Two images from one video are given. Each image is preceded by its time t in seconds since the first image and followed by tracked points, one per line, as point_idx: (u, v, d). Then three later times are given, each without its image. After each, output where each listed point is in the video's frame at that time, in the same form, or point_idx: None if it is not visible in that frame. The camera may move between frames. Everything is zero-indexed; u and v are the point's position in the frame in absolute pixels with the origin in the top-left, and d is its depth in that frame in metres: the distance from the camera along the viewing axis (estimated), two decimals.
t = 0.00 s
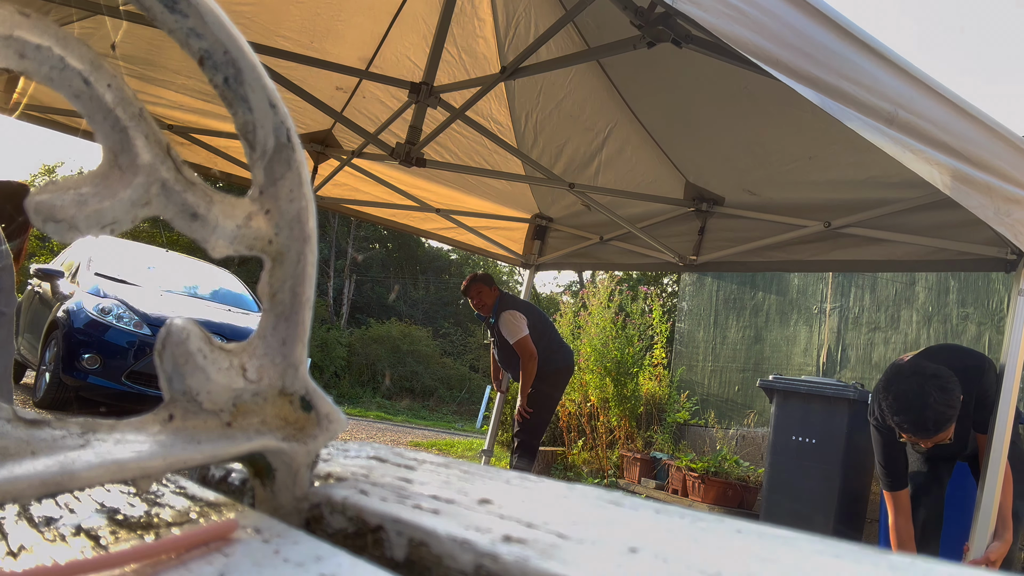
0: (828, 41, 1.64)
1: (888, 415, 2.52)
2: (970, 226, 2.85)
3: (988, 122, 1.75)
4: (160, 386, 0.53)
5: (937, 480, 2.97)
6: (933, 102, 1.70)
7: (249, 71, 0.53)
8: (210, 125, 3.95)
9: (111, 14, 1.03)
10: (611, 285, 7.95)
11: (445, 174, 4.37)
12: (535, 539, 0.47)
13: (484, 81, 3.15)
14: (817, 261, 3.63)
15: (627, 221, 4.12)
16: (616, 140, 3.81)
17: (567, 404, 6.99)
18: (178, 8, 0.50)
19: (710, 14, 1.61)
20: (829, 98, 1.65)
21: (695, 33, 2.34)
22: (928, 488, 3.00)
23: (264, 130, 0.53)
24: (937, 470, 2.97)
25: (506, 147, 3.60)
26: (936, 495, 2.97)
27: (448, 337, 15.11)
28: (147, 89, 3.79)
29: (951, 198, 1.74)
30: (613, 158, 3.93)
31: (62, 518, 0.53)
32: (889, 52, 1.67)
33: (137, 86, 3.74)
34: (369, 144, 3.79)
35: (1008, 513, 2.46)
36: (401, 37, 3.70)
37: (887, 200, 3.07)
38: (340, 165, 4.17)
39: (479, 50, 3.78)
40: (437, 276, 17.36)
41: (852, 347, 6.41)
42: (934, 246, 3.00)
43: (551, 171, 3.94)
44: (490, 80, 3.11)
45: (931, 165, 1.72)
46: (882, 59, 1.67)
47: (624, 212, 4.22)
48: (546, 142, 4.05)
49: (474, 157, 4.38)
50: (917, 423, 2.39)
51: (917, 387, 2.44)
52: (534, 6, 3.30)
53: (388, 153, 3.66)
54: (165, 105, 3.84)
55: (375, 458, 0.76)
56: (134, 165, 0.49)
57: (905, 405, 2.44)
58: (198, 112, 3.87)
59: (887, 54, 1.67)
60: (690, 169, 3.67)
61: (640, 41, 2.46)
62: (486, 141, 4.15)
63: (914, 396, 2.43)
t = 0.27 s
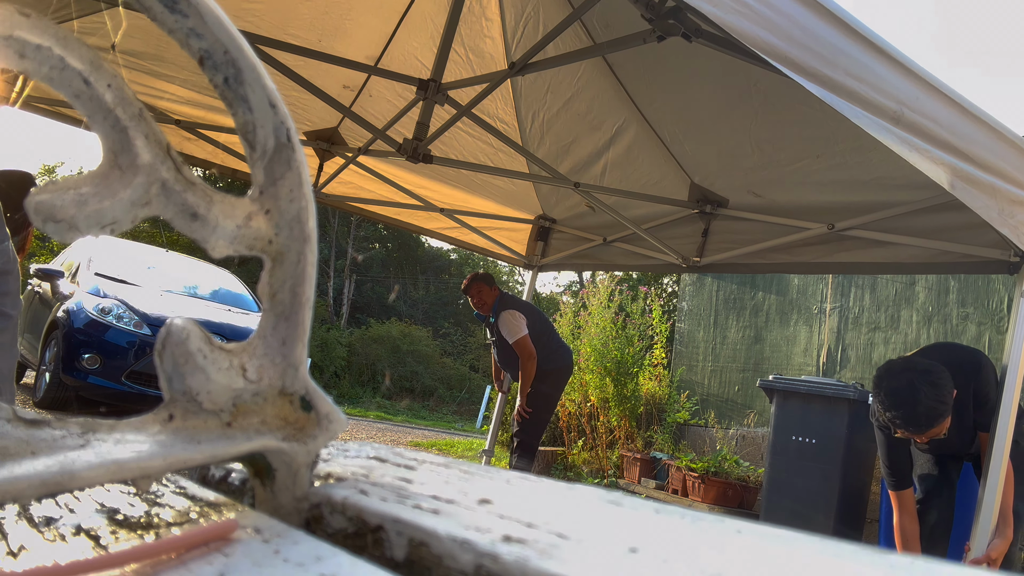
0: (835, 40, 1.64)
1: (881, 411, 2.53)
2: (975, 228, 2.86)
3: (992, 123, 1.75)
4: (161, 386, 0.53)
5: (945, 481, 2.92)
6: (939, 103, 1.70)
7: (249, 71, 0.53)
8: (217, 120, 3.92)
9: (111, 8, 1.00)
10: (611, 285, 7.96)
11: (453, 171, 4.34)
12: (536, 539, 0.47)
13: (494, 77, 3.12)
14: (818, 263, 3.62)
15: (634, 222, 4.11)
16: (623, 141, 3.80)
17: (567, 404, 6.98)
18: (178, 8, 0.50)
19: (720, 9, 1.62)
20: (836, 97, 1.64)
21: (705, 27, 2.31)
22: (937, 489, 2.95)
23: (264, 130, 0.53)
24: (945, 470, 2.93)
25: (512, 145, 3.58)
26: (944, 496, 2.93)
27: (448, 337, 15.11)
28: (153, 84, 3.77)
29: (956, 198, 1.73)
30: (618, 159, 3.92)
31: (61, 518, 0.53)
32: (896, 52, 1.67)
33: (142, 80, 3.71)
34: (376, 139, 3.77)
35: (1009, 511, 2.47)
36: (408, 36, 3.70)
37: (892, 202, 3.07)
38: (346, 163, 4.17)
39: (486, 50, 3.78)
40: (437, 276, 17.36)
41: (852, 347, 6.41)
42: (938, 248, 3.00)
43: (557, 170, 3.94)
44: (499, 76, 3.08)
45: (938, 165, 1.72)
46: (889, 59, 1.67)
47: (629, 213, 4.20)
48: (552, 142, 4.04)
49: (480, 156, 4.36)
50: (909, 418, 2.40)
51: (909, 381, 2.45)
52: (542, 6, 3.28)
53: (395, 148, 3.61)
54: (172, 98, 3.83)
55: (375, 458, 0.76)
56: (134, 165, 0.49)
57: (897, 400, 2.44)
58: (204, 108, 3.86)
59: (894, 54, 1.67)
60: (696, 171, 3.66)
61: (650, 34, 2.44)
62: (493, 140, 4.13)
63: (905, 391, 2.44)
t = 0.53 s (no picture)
0: (842, 37, 1.64)
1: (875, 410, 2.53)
2: (979, 231, 2.87)
3: (995, 124, 1.75)
4: (160, 386, 0.53)
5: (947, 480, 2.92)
6: (944, 102, 1.71)
7: (249, 70, 0.53)
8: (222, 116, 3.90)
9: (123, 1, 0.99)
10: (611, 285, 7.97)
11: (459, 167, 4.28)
12: (535, 539, 0.47)
13: (502, 73, 3.09)
14: (823, 264, 3.62)
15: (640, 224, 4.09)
16: (629, 141, 3.78)
17: (567, 404, 6.97)
18: (178, 9, 0.50)
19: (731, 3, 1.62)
20: (842, 93, 1.64)
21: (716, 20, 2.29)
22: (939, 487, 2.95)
23: (264, 130, 0.53)
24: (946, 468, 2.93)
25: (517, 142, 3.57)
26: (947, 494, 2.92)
27: (447, 337, 15.10)
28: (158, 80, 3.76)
29: (960, 198, 1.73)
30: (623, 159, 3.90)
31: (61, 518, 0.53)
32: (902, 50, 1.67)
33: (152, 72, 3.69)
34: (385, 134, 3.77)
35: (1010, 510, 2.46)
36: (418, 34, 3.69)
37: (895, 205, 3.07)
38: (353, 161, 4.17)
39: (495, 49, 3.77)
40: (437, 276, 17.36)
41: (852, 347, 6.42)
42: (943, 251, 3.00)
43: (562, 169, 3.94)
44: (507, 71, 3.06)
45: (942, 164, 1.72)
46: (895, 57, 1.67)
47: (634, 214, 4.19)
48: (557, 142, 4.01)
49: (486, 155, 4.34)
50: (901, 417, 2.41)
51: (903, 381, 2.44)
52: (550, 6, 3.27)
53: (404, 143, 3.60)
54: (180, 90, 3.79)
55: (375, 458, 0.76)
56: (134, 165, 0.49)
57: (891, 399, 2.44)
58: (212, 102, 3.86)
59: (900, 52, 1.67)
60: (702, 174, 3.65)
61: (662, 28, 2.42)
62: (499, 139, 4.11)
63: (899, 390, 2.44)
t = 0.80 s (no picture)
0: (852, 36, 1.64)
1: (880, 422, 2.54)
2: (983, 234, 2.87)
3: (1000, 126, 1.76)
4: (160, 386, 0.53)
5: (949, 480, 2.91)
6: (950, 104, 1.71)
7: (249, 70, 0.53)
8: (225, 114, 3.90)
9: None
10: (611, 285, 7.97)
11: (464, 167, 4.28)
12: (536, 539, 0.47)
13: (511, 71, 3.08)
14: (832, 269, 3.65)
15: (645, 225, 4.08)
16: (634, 142, 3.78)
17: (568, 403, 6.97)
18: (178, 8, 0.50)
19: None
20: (852, 93, 1.64)
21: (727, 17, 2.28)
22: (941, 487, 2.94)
23: (264, 130, 0.53)
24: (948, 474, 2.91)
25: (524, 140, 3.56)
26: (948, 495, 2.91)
27: (448, 337, 15.12)
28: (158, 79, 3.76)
29: (966, 200, 1.73)
30: (629, 160, 3.90)
31: (61, 518, 0.53)
32: (910, 51, 1.67)
33: (161, 67, 3.70)
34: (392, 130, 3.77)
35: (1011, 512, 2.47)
36: (427, 32, 3.68)
37: (898, 207, 3.08)
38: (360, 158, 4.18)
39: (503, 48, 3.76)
40: (437, 276, 17.37)
41: (852, 347, 6.42)
42: (949, 254, 3.00)
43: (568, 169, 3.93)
44: (516, 69, 3.04)
45: (949, 166, 1.72)
46: (903, 58, 1.67)
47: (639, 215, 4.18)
48: (563, 143, 4.01)
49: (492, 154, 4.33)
50: (907, 430, 2.42)
51: (905, 395, 2.46)
52: (559, 6, 3.27)
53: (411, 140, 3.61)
54: (188, 86, 3.79)
55: (376, 458, 0.76)
56: (134, 165, 0.49)
57: (895, 413, 2.46)
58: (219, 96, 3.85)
59: (909, 53, 1.67)
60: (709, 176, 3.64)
61: (673, 23, 2.42)
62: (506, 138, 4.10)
63: (903, 405, 2.45)
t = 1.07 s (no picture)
0: (855, 36, 1.65)
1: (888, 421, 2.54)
2: (984, 234, 2.87)
3: (1001, 127, 1.76)
4: (160, 386, 0.53)
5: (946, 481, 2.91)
6: (953, 104, 1.71)
7: (249, 70, 0.53)
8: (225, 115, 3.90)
9: None
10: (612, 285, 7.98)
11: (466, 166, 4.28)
12: (536, 539, 0.47)
13: (512, 70, 3.08)
14: (831, 267, 3.64)
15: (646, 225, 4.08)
16: (636, 142, 3.79)
17: (567, 403, 6.97)
18: (178, 8, 0.50)
19: None
20: (855, 93, 1.64)
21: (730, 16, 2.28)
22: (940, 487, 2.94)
23: (264, 130, 0.53)
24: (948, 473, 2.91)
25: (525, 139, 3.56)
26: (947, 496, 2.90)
27: (448, 337, 15.12)
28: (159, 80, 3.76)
29: (971, 200, 1.72)
30: (631, 159, 3.90)
31: (62, 518, 0.53)
32: (913, 51, 1.68)
33: (163, 66, 3.70)
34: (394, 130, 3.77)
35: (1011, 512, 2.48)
36: (428, 32, 3.69)
37: (899, 208, 3.08)
38: (360, 157, 4.19)
39: (504, 46, 3.76)
40: (437, 276, 17.37)
41: (852, 347, 6.42)
42: (950, 254, 3.00)
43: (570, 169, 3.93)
44: (518, 69, 3.04)
45: (952, 166, 1.71)
46: (907, 58, 1.67)
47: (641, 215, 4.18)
48: (565, 142, 4.02)
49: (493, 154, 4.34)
50: (918, 432, 2.43)
51: (917, 394, 2.45)
52: (560, 5, 3.27)
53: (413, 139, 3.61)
54: (189, 84, 3.79)
55: (376, 458, 0.76)
56: (134, 165, 0.49)
57: (906, 413, 2.45)
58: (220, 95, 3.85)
59: (912, 53, 1.67)
60: (709, 177, 3.64)
61: (675, 22, 2.41)
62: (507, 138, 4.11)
63: (916, 404, 2.44)
